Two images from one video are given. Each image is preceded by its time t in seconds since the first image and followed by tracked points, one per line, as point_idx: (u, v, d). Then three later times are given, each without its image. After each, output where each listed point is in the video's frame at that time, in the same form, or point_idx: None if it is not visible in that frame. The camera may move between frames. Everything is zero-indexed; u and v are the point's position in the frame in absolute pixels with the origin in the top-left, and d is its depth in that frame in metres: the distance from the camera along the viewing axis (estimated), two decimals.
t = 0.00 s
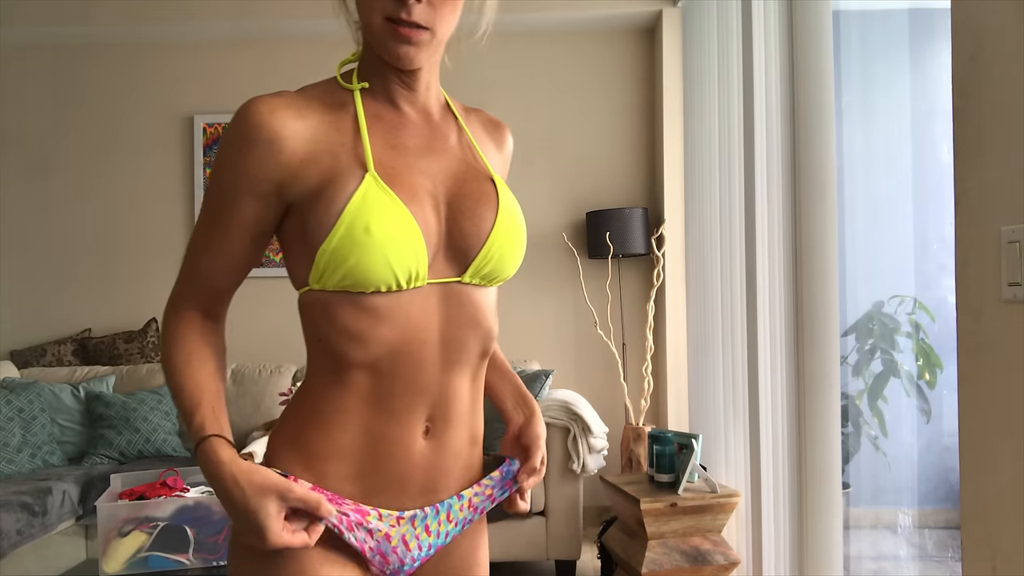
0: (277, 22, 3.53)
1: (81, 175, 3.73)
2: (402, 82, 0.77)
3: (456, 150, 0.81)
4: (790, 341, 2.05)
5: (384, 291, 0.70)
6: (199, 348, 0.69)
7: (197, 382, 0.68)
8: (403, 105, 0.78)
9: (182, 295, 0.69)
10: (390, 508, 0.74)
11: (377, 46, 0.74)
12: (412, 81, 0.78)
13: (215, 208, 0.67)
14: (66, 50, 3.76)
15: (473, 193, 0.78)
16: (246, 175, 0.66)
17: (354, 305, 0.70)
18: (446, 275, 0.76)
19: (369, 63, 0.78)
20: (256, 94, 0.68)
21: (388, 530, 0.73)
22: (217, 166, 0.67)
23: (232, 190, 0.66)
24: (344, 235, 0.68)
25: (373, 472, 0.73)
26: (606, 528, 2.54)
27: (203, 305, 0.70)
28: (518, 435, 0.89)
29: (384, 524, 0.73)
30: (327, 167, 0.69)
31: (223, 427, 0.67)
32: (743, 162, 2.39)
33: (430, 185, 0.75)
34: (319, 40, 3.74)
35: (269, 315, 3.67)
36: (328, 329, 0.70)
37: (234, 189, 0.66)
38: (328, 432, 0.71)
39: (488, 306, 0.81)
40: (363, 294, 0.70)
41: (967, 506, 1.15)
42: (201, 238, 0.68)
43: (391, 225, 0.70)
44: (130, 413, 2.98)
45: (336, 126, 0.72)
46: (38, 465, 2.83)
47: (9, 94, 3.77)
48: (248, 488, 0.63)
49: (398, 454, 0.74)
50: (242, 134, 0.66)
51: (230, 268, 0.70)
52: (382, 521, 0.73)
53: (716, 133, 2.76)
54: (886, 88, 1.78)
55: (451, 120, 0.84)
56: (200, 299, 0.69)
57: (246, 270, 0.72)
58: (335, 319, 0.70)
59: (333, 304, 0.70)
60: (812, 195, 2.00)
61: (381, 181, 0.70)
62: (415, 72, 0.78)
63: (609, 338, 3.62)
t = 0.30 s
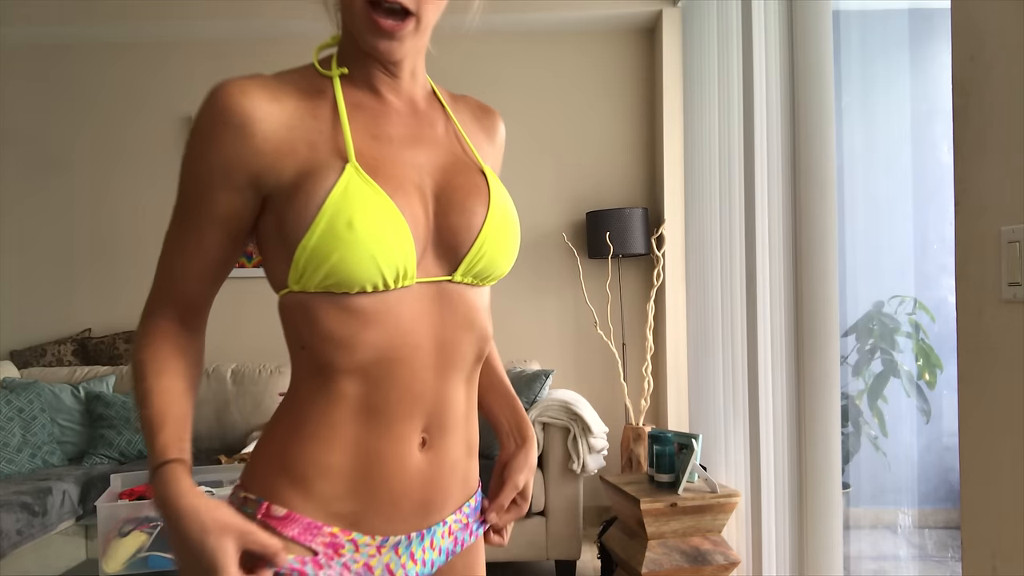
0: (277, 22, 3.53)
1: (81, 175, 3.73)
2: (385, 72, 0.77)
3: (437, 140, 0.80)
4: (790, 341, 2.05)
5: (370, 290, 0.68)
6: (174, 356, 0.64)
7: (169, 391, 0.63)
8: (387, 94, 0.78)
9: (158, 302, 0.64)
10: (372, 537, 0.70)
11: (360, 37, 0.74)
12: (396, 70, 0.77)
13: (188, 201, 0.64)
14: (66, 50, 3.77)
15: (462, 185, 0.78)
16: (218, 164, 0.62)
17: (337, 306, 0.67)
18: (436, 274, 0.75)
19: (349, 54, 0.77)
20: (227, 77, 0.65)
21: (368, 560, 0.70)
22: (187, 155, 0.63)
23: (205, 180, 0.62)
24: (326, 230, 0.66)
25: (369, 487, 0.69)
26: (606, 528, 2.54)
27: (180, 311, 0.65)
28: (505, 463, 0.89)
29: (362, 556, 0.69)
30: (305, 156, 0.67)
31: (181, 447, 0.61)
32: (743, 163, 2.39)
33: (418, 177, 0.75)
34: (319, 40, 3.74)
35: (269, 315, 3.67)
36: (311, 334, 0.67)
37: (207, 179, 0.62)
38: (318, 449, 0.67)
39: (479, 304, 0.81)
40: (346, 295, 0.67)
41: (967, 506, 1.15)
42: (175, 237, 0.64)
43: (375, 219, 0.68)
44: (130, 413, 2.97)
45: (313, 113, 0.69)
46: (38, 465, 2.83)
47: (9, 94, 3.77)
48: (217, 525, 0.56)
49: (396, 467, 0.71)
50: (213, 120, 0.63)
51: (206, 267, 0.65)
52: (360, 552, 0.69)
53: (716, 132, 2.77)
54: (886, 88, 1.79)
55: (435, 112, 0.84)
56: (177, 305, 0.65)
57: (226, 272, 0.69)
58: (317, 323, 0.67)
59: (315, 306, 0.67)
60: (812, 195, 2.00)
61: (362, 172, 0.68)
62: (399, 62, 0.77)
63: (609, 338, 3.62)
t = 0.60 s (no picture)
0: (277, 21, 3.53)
1: (81, 175, 3.73)
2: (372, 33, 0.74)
3: (426, 113, 0.77)
4: (789, 342, 2.05)
5: (364, 276, 0.65)
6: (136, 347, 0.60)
7: (114, 395, 0.58)
8: (374, 60, 0.75)
9: (129, 289, 0.61)
10: (365, 550, 0.66)
11: None
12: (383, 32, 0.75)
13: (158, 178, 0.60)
14: (66, 49, 3.77)
15: (457, 162, 0.76)
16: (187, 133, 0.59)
17: (327, 294, 0.64)
18: (433, 258, 0.72)
19: (333, 16, 0.75)
20: (197, 40, 0.63)
21: None
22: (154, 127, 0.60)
23: (172, 151, 0.60)
24: (312, 210, 0.63)
25: (364, 494, 0.66)
26: (606, 528, 2.54)
27: (151, 298, 0.61)
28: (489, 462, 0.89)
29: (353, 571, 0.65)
30: (284, 126, 0.64)
31: (104, 479, 0.55)
32: (743, 163, 2.40)
33: (412, 153, 0.72)
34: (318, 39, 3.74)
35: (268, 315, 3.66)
36: (297, 329, 0.63)
37: (175, 149, 0.60)
38: (308, 454, 0.64)
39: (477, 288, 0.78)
40: (337, 282, 0.64)
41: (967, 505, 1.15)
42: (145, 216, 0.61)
43: (364, 196, 0.65)
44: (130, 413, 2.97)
45: (292, 82, 0.67)
46: (38, 466, 2.82)
47: (8, 93, 3.77)
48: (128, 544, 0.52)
49: (394, 470, 0.67)
50: (181, 87, 0.60)
51: (182, 246, 0.62)
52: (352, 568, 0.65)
53: (716, 132, 2.77)
54: (886, 88, 1.78)
55: (425, 82, 0.81)
56: (148, 290, 0.61)
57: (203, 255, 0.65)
58: (304, 316, 0.63)
59: (303, 296, 0.63)
60: (812, 195, 1.99)
61: (349, 149, 0.66)
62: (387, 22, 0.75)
63: (609, 338, 3.62)
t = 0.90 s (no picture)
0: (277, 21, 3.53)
1: (82, 174, 3.73)
2: None
3: (442, 73, 0.77)
4: (789, 342, 2.05)
5: (387, 243, 0.65)
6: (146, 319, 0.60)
7: (123, 368, 0.58)
8: (388, 21, 0.75)
9: (137, 259, 0.61)
10: (390, 522, 0.65)
11: None
12: None
13: (168, 146, 0.61)
14: (66, 49, 3.77)
15: (476, 125, 0.76)
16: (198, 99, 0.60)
17: (349, 261, 0.63)
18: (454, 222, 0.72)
19: None
20: None
21: (386, 548, 0.65)
22: (163, 92, 0.61)
23: (182, 118, 0.60)
24: (333, 181, 0.62)
25: (394, 464, 0.65)
26: (606, 528, 2.54)
27: (160, 268, 0.61)
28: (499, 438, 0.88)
29: (379, 544, 0.64)
30: (299, 85, 0.63)
31: (112, 455, 0.56)
32: (743, 163, 2.40)
33: (430, 113, 0.72)
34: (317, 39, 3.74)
35: (269, 314, 3.67)
36: (323, 297, 0.63)
37: (185, 115, 0.60)
38: (337, 424, 0.63)
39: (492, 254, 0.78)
40: (361, 250, 0.64)
41: (967, 504, 1.15)
42: (153, 187, 0.61)
43: (385, 165, 0.65)
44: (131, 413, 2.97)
45: (304, 40, 0.66)
46: (38, 466, 2.82)
47: (8, 93, 3.76)
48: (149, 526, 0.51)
49: (422, 439, 0.67)
50: (192, 49, 0.60)
51: (193, 217, 0.62)
52: (378, 541, 0.64)
53: (716, 133, 2.77)
54: (887, 86, 1.78)
55: (438, 42, 0.81)
56: (157, 260, 0.61)
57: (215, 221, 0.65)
58: (327, 284, 0.63)
59: (328, 270, 0.63)
60: (812, 194, 1.99)
61: (371, 115, 0.65)
62: None
63: (609, 338, 3.62)
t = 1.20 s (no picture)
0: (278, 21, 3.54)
1: (83, 174, 3.73)
2: None
3: (472, 47, 0.79)
4: (789, 341, 2.05)
5: (434, 208, 0.68)
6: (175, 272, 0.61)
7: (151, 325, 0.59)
8: None
9: (169, 219, 0.62)
10: (437, 480, 0.70)
11: None
12: None
13: (206, 111, 0.61)
14: (66, 49, 3.77)
15: (507, 99, 0.78)
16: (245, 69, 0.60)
17: (400, 228, 0.66)
18: (489, 190, 0.75)
19: None
20: None
21: (432, 506, 0.69)
22: (205, 58, 0.61)
23: (225, 86, 0.61)
24: (388, 147, 0.64)
25: (440, 425, 0.70)
26: (606, 528, 2.54)
27: (191, 229, 0.62)
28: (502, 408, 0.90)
29: (426, 502, 0.69)
30: (345, 54, 0.64)
31: (142, 407, 0.56)
32: (743, 163, 2.40)
33: (467, 86, 0.75)
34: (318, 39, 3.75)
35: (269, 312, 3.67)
36: (378, 262, 0.65)
37: (226, 82, 0.61)
38: (394, 384, 0.66)
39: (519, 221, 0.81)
40: (409, 215, 0.67)
41: (967, 504, 1.15)
42: (191, 148, 0.62)
43: (435, 129, 0.67)
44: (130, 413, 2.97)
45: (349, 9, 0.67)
46: (38, 466, 2.82)
47: (9, 93, 3.77)
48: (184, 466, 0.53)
49: (462, 401, 0.72)
50: (239, 15, 0.60)
51: (226, 182, 0.63)
52: (425, 497, 0.69)
53: (716, 133, 2.77)
54: (887, 85, 1.79)
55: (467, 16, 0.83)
56: (188, 222, 0.62)
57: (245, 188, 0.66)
58: (382, 249, 0.65)
59: (378, 232, 0.65)
60: (812, 193, 2.00)
61: (421, 82, 0.67)
62: None
63: (609, 338, 3.62)
